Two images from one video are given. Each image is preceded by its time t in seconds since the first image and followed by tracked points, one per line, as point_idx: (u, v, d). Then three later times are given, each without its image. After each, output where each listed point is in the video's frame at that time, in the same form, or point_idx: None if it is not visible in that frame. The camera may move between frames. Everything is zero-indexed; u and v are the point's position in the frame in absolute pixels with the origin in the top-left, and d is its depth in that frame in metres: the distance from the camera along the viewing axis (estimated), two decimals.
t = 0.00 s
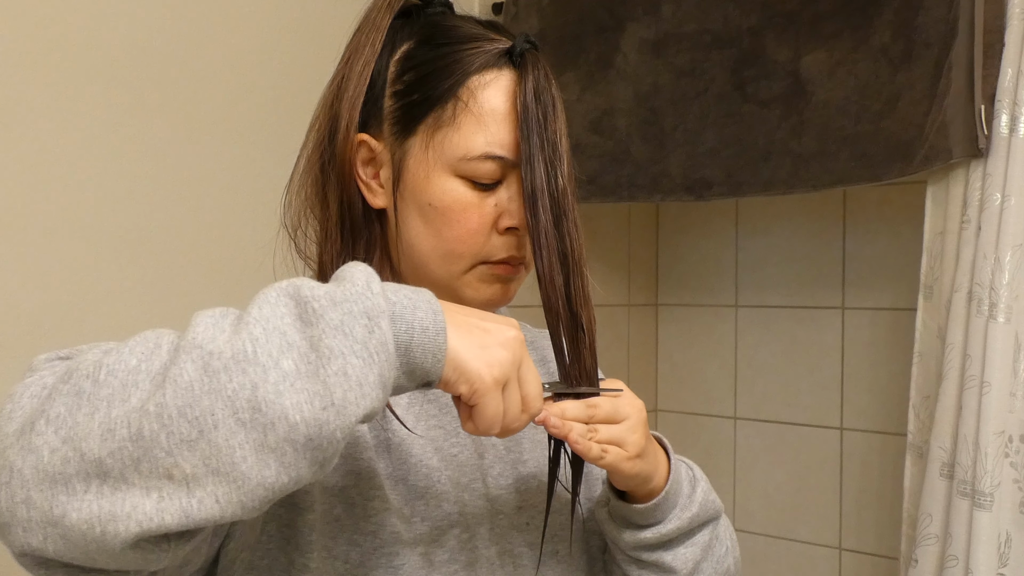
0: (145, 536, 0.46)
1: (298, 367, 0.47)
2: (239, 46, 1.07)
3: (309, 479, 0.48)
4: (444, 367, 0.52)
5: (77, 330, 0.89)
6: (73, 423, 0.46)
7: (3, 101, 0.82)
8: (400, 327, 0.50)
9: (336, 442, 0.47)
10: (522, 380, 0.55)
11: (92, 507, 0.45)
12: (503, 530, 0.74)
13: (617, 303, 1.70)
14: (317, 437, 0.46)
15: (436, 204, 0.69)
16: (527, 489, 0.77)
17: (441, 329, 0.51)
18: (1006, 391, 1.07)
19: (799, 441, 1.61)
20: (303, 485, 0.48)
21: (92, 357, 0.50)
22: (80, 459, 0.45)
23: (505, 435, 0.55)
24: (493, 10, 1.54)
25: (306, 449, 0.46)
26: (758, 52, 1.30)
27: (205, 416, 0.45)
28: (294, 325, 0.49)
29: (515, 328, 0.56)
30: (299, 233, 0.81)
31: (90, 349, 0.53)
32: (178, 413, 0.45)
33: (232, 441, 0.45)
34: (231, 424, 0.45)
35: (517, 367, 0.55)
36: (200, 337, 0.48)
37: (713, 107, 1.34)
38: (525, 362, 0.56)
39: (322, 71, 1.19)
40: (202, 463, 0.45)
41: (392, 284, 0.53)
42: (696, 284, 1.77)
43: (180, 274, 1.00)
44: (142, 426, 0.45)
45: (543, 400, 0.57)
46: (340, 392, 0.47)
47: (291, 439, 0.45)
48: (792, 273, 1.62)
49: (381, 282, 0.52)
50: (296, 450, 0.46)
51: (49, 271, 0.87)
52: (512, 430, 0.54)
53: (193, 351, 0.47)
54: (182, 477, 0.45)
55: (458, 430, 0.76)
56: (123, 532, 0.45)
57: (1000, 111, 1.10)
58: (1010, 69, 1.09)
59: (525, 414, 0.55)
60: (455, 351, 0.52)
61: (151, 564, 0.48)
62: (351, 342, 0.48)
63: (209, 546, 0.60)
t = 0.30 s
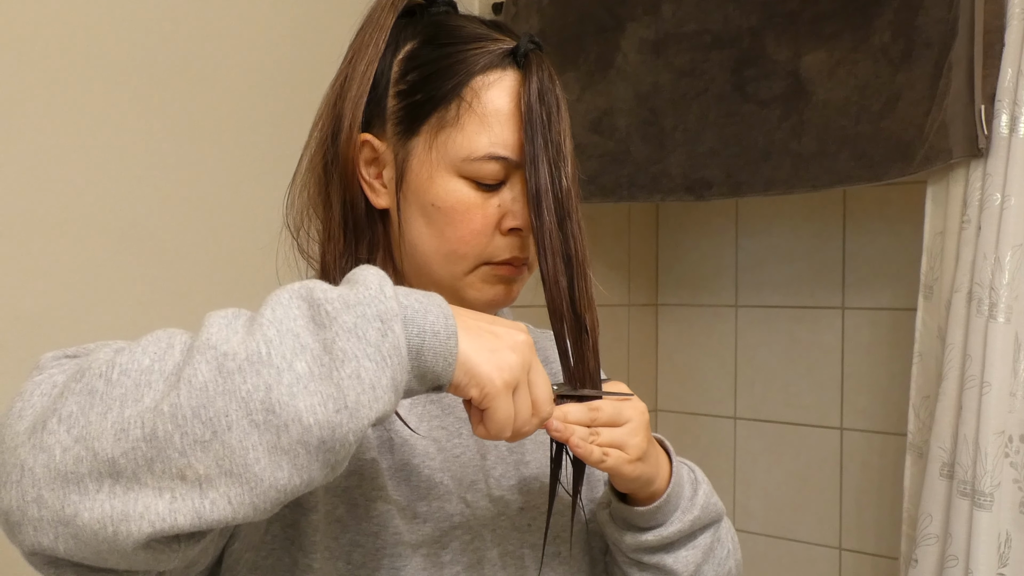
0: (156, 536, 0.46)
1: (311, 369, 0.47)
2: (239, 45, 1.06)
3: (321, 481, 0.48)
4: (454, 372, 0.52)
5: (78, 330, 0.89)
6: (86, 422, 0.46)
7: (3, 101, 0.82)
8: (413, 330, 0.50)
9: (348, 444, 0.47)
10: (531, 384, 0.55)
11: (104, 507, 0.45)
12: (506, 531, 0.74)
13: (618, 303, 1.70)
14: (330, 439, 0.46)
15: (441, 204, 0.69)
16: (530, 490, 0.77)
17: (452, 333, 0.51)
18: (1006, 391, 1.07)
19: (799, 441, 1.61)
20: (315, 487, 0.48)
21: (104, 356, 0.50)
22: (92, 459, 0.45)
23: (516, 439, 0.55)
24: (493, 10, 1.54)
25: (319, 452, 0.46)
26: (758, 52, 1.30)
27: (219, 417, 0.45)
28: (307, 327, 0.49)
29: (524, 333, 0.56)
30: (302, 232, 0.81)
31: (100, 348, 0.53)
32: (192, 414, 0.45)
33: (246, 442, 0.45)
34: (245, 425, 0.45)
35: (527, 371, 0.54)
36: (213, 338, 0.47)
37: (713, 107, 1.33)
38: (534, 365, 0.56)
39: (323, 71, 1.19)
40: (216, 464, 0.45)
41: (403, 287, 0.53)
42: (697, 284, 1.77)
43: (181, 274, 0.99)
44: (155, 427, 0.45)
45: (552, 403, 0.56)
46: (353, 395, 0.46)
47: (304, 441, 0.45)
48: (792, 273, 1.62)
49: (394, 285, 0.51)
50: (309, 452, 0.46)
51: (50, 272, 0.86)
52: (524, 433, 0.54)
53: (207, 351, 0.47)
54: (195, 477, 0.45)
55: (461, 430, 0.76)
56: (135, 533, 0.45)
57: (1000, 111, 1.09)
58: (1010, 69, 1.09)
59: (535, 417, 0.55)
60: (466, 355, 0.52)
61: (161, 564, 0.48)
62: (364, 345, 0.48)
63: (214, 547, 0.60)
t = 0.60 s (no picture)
0: (152, 540, 0.46)
1: (308, 372, 0.46)
2: (238, 44, 1.06)
3: (318, 484, 0.47)
4: (452, 372, 0.51)
5: (77, 331, 0.88)
6: (81, 425, 0.46)
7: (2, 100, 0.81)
8: (410, 332, 0.50)
9: (345, 447, 0.47)
10: (528, 385, 0.55)
11: (100, 511, 0.45)
12: (509, 533, 0.74)
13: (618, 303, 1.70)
14: (326, 442, 0.46)
15: (445, 204, 0.69)
16: (533, 492, 0.76)
17: (450, 334, 0.51)
18: (1006, 391, 1.07)
19: (799, 441, 1.61)
20: (312, 489, 0.48)
21: (100, 359, 0.49)
22: (88, 463, 0.45)
23: (511, 440, 0.54)
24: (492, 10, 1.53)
25: (316, 454, 0.46)
26: (758, 52, 1.29)
27: (215, 420, 0.45)
28: (305, 329, 0.49)
29: (521, 333, 0.56)
30: (306, 231, 0.80)
31: (97, 351, 0.53)
32: (188, 417, 0.45)
33: (242, 445, 0.45)
34: (241, 428, 0.45)
35: (523, 372, 0.54)
36: (209, 340, 0.47)
37: (713, 107, 1.33)
38: (530, 367, 0.55)
39: (323, 70, 1.18)
40: (212, 467, 0.45)
41: (402, 289, 0.53)
42: (697, 284, 1.77)
43: (181, 275, 0.99)
44: (151, 430, 0.45)
45: (548, 404, 0.56)
46: (350, 396, 0.46)
47: (301, 444, 0.45)
48: (792, 273, 1.62)
49: (391, 286, 0.51)
50: (306, 455, 0.45)
51: (49, 273, 0.85)
52: (518, 435, 0.54)
53: (203, 354, 0.46)
54: (191, 481, 0.45)
55: (464, 432, 0.75)
56: (131, 536, 0.45)
57: (1000, 111, 1.09)
58: (1010, 69, 1.09)
59: (530, 418, 0.55)
60: (464, 356, 0.52)
61: (158, 568, 0.48)
62: (361, 346, 0.47)
63: (215, 550, 0.59)
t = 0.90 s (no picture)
0: (154, 544, 0.46)
1: (311, 377, 0.46)
2: (237, 44, 1.05)
3: (320, 489, 0.47)
4: (454, 377, 0.51)
5: (77, 331, 0.88)
6: (84, 428, 0.46)
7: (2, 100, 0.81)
8: (413, 338, 0.49)
9: (348, 452, 0.47)
10: (532, 390, 0.54)
11: (102, 515, 0.45)
12: (510, 533, 0.74)
13: (618, 303, 1.70)
14: (329, 447, 0.45)
15: (446, 204, 0.69)
16: (534, 493, 0.76)
17: (452, 339, 0.51)
18: (1006, 392, 1.07)
19: (799, 441, 1.61)
20: (314, 495, 0.48)
21: (103, 362, 0.49)
22: (90, 466, 0.45)
23: (517, 445, 0.54)
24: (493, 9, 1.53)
25: (318, 459, 0.46)
26: (758, 52, 1.29)
27: (218, 424, 0.45)
28: (308, 334, 0.48)
29: (524, 338, 0.56)
30: (306, 230, 0.80)
31: (100, 352, 0.53)
32: (191, 421, 0.45)
33: (244, 450, 0.44)
34: (244, 433, 0.45)
35: (527, 377, 0.54)
36: (213, 344, 0.47)
37: (713, 107, 1.33)
38: (535, 371, 0.55)
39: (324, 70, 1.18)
40: (214, 472, 0.45)
41: (405, 295, 0.53)
42: (696, 284, 1.77)
43: (181, 274, 0.99)
44: (154, 434, 0.45)
45: (554, 409, 0.56)
46: (352, 402, 0.46)
47: (303, 450, 0.45)
48: (792, 273, 1.62)
49: (393, 292, 0.51)
50: (308, 460, 0.45)
51: (48, 273, 0.85)
52: (523, 439, 0.54)
53: (206, 358, 0.46)
54: (193, 485, 0.45)
55: (465, 432, 0.75)
56: (132, 540, 0.45)
57: (1000, 111, 1.09)
58: (1010, 69, 1.09)
59: (536, 423, 0.54)
60: (466, 360, 0.52)
61: (159, 572, 0.48)
62: (365, 352, 0.47)
63: (215, 552, 0.59)
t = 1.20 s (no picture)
0: (157, 542, 0.46)
1: (312, 374, 0.46)
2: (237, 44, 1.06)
3: (323, 485, 0.47)
4: (457, 375, 0.52)
5: (78, 331, 0.88)
6: (87, 427, 0.46)
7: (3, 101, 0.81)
8: (413, 334, 0.50)
9: (350, 448, 0.47)
10: (536, 388, 0.55)
11: (105, 513, 0.45)
12: (509, 533, 0.74)
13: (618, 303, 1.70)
14: (331, 443, 0.46)
15: (446, 204, 0.69)
16: (533, 493, 0.76)
17: (453, 336, 0.51)
18: (1006, 391, 1.07)
19: (799, 441, 1.61)
20: (317, 491, 0.48)
21: (104, 361, 0.49)
22: (93, 464, 0.45)
23: (521, 442, 0.54)
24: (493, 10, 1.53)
25: (321, 456, 0.46)
26: (758, 52, 1.29)
27: (220, 421, 0.45)
28: (308, 331, 0.49)
29: (526, 336, 0.56)
30: (306, 231, 0.80)
31: (102, 352, 0.53)
32: (193, 419, 0.45)
33: (247, 447, 0.45)
34: (246, 430, 0.45)
35: (530, 374, 0.54)
36: (214, 342, 0.47)
37: (713, 107, 1.33)
38: (537, 369, 0.55)
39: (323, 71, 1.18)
40: (217, 469, 0.45)
41: (406, 292, 0.53)
42: (696, 284, 1.77)
43: (181, 274, 0.99)
44: (157, 432, 0.45)
45: (558, 407, 0.56)
46: (354, 398, 0.46)
47: (306, 446, 0.45)
48: (791, 273, 1.62)
49: (393, 288, 0.51)
50: (311, 456, 0.45)
51: (49, 273, 0.85)
52: (527, 436, 0.54)
53: (208, 356, 0.46)
54: (196, 483, 0.45)
55: (464, 432, 0.75)
56: (136, 538, 0.45)
57: (1000, 111, 1.09)
58: (1010, 69, 1.09)
59: (540, 420, 0.55)
60: (468, 358, 0.52)
61: (163, 569, 0.48)
62: (365, 348, 0.47)
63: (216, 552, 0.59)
